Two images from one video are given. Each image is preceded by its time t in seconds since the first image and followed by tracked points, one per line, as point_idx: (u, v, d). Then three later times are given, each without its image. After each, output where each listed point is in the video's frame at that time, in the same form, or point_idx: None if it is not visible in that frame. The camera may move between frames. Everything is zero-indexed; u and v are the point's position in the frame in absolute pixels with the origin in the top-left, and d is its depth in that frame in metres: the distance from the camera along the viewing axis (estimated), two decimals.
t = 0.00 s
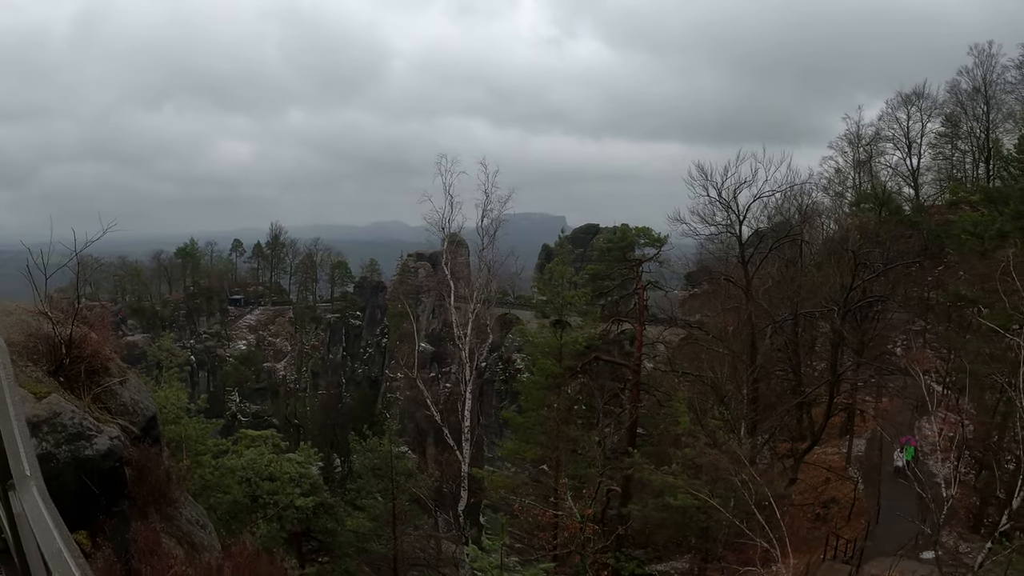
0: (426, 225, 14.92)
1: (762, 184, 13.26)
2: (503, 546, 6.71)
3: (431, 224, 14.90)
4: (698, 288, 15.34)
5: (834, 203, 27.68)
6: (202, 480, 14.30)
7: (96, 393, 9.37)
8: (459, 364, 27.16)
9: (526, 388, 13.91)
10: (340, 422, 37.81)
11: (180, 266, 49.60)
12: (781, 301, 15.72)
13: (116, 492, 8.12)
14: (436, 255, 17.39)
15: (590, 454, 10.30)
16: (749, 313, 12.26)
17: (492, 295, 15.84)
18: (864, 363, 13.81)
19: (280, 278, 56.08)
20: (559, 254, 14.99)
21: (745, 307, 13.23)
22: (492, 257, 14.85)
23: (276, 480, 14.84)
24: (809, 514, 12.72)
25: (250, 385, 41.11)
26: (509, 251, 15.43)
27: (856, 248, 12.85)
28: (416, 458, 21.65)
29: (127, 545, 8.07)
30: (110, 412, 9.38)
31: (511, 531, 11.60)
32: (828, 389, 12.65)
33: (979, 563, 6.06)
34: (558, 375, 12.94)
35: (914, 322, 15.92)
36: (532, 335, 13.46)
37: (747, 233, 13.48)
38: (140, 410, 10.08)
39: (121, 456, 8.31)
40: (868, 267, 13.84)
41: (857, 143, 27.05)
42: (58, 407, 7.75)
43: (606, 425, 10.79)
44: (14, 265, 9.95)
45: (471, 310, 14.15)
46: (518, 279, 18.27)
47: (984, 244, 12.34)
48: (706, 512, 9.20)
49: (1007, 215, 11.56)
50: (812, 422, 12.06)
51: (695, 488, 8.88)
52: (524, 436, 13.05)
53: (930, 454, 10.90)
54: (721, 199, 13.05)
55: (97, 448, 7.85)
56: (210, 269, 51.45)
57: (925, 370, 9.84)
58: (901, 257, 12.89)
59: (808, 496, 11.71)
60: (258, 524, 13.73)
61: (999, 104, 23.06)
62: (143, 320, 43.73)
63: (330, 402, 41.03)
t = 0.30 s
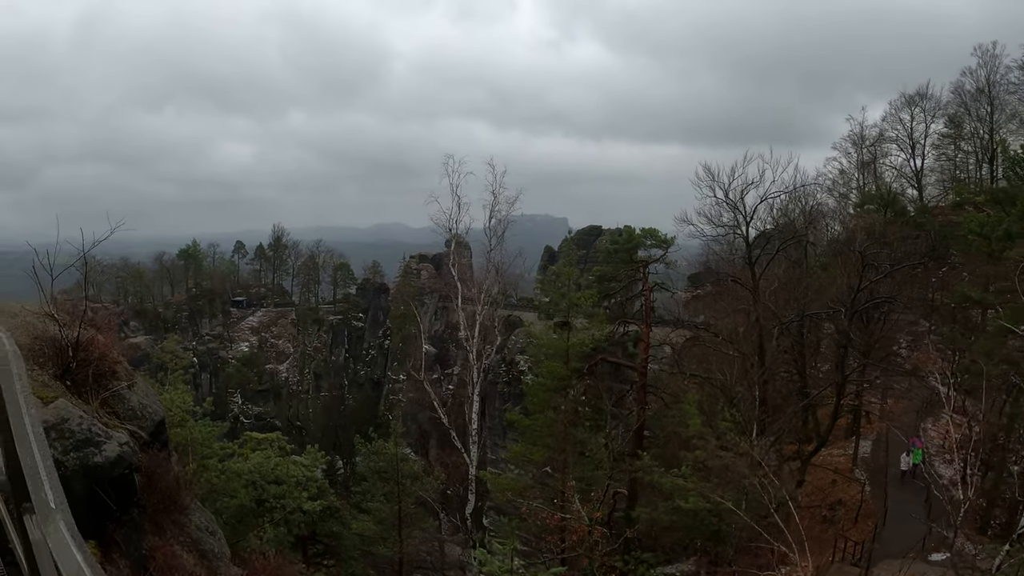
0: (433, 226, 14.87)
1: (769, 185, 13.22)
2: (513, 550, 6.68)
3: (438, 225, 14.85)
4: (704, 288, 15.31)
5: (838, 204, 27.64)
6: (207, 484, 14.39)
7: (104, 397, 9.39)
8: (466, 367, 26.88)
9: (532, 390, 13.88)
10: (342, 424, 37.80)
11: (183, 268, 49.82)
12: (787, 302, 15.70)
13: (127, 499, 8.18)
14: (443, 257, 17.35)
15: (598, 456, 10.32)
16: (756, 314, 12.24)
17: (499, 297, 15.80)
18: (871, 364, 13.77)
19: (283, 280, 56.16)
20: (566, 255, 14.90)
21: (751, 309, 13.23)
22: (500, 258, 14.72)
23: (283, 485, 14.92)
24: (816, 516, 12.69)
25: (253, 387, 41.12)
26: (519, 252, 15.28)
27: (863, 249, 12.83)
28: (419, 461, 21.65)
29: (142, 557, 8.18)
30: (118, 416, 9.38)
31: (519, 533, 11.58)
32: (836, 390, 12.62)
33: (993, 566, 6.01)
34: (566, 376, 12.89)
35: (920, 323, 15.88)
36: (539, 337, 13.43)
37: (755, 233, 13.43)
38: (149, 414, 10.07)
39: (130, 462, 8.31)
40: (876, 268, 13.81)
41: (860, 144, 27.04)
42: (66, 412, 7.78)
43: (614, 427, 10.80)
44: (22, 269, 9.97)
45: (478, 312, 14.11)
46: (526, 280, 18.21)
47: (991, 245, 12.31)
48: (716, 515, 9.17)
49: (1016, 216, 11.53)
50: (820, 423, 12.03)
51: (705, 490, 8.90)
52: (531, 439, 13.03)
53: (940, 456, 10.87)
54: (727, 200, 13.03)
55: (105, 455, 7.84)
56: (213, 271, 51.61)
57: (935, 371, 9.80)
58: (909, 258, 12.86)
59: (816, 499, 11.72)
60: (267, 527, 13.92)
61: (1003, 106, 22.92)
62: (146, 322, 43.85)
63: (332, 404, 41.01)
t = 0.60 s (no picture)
0: (441, 231, 14.80)
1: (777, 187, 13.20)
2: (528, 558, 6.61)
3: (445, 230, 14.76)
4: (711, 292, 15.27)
5: (842, 205, 27.61)
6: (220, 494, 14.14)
7: (116, 408, 9.48)
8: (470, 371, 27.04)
9: (540, 394, 13.84)
10: (345, 428, 37.71)
11: (185, 272, 49.91)
12: (794, 304, 15.66)
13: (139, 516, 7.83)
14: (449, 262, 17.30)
15: (607, 461, 10.29)
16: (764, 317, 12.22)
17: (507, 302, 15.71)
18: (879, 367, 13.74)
19: (285, 284, 56.17)
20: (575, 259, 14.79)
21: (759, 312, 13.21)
22: (508, 263, 14.60)
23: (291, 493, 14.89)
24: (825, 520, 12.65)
25: (255, 391, 40.90)
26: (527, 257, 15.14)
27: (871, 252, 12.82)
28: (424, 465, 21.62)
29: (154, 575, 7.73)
30: (129, 427, 9.44)
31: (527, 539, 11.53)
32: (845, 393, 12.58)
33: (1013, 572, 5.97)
34: (574, 380, 12.84)
35: (926, 326, 15.87)
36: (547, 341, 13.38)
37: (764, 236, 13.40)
38: (160, 426, 10.15)
39: (144, 479, 8.04)
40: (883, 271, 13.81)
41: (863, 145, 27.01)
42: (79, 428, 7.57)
43: (624, 432, 10.79)
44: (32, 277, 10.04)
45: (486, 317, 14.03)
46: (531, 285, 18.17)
47: (998, 246, 12.30)
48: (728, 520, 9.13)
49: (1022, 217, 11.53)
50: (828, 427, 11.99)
51: (718, 495, 8.90)
52: (539, 444, 12.98)
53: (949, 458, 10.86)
54: (735, 203, 13.01)
55: (120, 471, 7.59)
56: (215, 275, 51.67)
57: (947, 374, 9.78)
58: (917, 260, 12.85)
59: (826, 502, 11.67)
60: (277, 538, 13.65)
61: (1006, 107, 22.94)
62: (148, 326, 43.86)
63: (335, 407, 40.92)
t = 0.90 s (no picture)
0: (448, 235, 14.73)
1: (782, 188, 13.21)
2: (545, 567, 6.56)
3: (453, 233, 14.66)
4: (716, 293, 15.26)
5: (845, 206, 27.63)
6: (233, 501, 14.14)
7: (128, 421, 9.17)
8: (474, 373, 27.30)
9: (546, 397, 13.83)
10: (348, 432, 37.62)
11: (187, 276, 49.92)
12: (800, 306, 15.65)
13: (158, 534, 7.33)
14: (454, 265, 17.24)
15: (616, 464, 10.29)
16: (771, 320, 12.25)
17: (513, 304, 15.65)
18: (886, 367, 13.73)
19: (287, 287, 56.22)
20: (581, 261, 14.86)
21: (766, 314, 13.22)
22: (515, 265, 14.55)
23: (299, 499, 14.89)
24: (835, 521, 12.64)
25: (258, 395, 40.93)
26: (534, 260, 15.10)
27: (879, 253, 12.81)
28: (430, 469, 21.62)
29: None
30: (143, 437, 9.27)
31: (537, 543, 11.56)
32: (853, 395, 12.58)
33: None
34: (581, 383, 12.82)
35: (931, 326, 15.89)
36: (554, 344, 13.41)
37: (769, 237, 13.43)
38: (172, 436, 10.02)
39: (160, 492, 7.78)
40: (890, 272, 13.80)
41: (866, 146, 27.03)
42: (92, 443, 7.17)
43: (632, 434, 10.82)
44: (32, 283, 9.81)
45: (494, 320, 14.00)
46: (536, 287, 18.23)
47: (1004, 247, 12.32)
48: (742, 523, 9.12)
49: None
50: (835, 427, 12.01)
51: (729, 497, 8.94)
52: (546, 448, 12.93)
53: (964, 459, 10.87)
54: (741, 204, 13.05)
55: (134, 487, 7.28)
56: (217, 279, 51.70)
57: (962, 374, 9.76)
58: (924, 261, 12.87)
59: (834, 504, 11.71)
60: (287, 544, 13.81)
61: (1008, 106, 22.95)
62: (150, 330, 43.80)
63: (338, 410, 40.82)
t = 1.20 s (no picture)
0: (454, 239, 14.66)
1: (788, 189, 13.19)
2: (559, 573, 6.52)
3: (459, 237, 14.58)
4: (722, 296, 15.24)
5: (849, 208, 27.60)
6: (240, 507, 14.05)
7: (137, 430, 9.15)
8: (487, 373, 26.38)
9: (553, 401, 13.81)
10: (351, 436, 37.58)
11: (189, 280, 49.93)
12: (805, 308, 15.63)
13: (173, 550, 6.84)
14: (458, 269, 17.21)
15: (625, 468, 10.25)
16: (779, 322, 12.22)
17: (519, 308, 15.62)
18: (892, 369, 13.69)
19: (289, 292, 56.27)
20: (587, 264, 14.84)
21: (773, 316, 13.20)
22: (522, 269, 14.52)
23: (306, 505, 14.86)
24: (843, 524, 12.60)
25: (261, 399, 40.98)
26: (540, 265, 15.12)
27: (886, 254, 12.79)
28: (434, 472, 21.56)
29: None
30: (153, 446, 9.33)
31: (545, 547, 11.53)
32: (860, 397, 12.55)
33: None
34: (588, 387, 12.79)
35: (937, 327, 15.86)
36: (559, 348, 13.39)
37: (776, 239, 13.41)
38: (181, 444, 10.06)
39: (170, 502, 7.44)
40: (896, 274, 13.79)
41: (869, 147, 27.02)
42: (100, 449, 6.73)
43: (639, 438, 10.80)
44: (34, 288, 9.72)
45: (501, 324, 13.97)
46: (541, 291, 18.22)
47: (1010, 247, 12.30)
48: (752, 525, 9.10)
49: None
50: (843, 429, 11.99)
51: (741, 501, 8.91)
52: (554, 452, 12.90)
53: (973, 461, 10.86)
54: (747, 206, 13.03)
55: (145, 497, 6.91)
56: (219, 283, 51.76)
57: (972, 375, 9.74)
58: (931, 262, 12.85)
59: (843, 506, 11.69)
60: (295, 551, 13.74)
61: (1011, 107, 22.96)
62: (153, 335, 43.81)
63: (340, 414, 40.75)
